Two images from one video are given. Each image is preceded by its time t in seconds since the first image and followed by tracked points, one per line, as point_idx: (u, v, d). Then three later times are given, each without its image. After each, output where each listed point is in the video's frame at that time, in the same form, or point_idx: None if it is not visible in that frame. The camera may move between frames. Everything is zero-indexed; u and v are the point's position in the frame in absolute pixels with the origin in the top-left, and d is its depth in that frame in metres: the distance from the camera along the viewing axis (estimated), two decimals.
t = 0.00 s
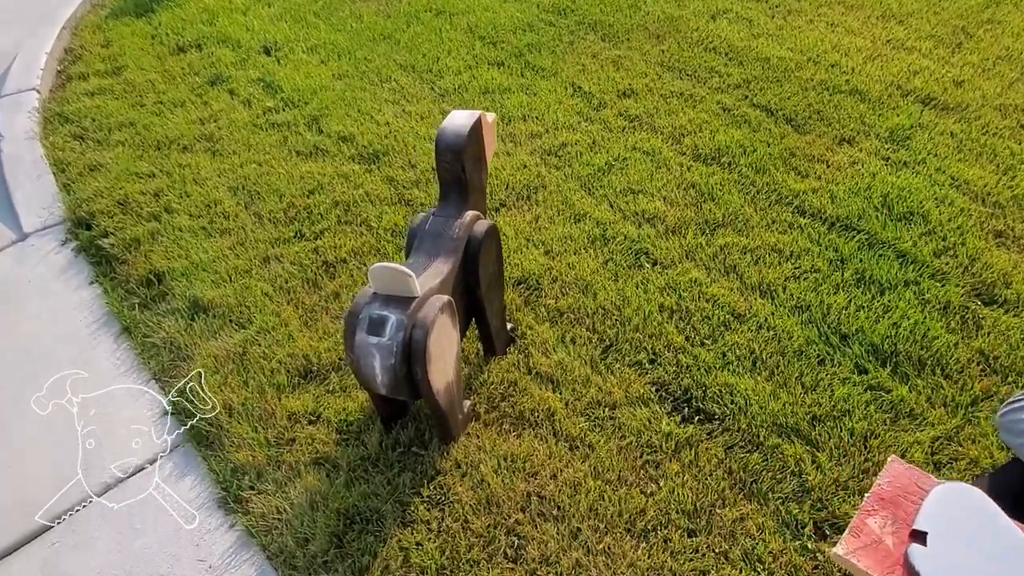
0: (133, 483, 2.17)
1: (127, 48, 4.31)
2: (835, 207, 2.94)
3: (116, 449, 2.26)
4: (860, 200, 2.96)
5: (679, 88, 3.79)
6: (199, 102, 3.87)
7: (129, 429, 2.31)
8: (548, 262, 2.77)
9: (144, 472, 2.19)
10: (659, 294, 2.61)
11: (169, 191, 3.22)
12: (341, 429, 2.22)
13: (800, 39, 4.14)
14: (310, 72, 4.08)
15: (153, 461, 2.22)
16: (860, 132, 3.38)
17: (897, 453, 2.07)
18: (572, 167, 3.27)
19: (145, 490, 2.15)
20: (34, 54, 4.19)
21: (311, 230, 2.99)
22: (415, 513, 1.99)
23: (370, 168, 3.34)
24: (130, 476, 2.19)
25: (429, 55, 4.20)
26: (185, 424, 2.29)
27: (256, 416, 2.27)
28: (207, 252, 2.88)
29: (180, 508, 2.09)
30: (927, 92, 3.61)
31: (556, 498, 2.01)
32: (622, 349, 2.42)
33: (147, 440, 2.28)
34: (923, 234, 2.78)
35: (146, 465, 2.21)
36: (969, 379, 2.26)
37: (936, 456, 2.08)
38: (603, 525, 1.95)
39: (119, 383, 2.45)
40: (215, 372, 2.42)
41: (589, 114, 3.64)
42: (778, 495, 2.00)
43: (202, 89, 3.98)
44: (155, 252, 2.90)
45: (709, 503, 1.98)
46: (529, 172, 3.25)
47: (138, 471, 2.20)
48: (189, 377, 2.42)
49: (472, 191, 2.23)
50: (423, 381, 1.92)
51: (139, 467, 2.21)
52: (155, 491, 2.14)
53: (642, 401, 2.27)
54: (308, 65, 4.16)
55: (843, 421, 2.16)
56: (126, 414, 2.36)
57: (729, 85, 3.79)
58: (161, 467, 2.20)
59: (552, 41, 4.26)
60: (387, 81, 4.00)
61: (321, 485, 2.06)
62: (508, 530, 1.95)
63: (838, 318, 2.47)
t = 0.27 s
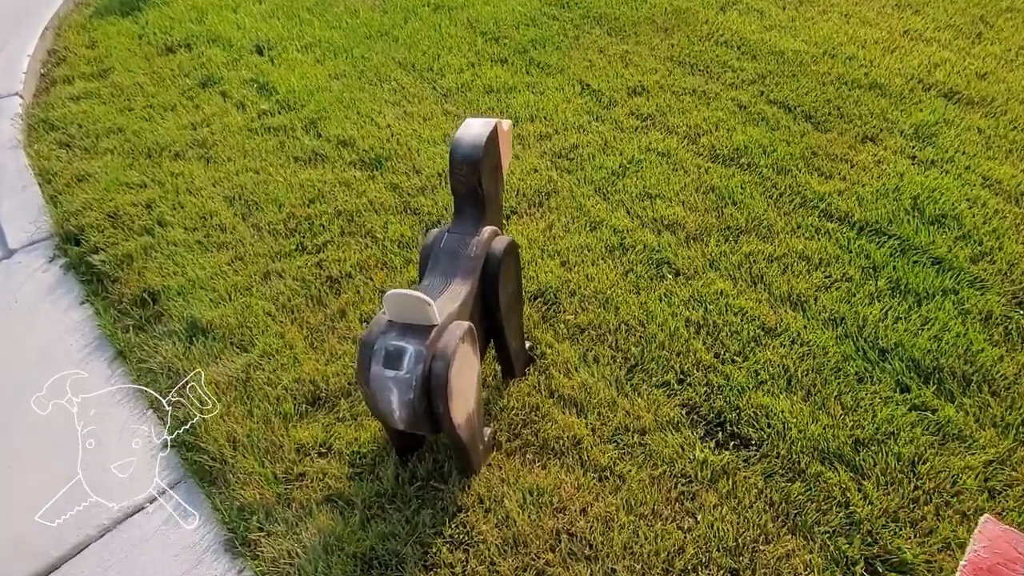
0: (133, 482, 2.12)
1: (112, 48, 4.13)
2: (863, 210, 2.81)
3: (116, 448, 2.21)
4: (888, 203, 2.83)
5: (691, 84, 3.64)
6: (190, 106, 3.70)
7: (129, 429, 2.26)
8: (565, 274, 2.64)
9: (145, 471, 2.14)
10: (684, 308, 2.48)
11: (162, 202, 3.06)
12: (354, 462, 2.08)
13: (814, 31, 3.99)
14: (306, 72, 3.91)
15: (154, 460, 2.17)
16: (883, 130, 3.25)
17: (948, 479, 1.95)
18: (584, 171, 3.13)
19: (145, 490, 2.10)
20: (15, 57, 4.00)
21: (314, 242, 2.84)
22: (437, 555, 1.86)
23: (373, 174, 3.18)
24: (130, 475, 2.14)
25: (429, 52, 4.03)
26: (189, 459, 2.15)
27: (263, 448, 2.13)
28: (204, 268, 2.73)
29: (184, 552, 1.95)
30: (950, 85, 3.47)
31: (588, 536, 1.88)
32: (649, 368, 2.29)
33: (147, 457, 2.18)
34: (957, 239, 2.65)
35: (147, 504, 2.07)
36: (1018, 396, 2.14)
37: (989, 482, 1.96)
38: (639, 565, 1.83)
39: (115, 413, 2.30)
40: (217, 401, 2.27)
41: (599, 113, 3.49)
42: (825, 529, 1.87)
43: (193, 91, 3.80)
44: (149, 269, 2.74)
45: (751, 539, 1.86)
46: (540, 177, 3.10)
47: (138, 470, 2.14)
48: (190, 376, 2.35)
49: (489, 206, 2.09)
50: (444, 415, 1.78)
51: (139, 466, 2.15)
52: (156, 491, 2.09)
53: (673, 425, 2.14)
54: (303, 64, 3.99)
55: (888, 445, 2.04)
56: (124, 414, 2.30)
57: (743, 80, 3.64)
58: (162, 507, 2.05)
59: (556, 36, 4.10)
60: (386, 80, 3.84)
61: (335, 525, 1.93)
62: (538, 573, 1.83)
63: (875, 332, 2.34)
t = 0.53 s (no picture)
0: (124, 524, 1.96)
1: (88, 49, 3.92)
2: (886, 212, 2.68)
3: (109, 455, 2.12)
4: (912, 203, 2.71)
5: (698, 79, 3.50)
6: (172, 109, 3.51)
7: (118, 462, 2.10)
8: (578, 286, 2.49)
9: (136, 511, 1.99)
10: (705, 320, 2.35)
11: (146, 214, 2.89)
12: (363, 499, 1.94)
13: (822, 21, 3.85)
14: (293, 72, 3.72)
15: (145, 498, 2.01)
16: (900, 125, 3.12)
17: (998, 505, 1.83)
18: (592, 173, 2.98)
19: (141, 507, 1.99)
20: None
21: (309, 255, 2.68)
22: None
23: (369, 180, 3.02)
24: (121, 514, 1.98)
25: (422, 48, 3.86)
26: (185, 499, 1.99)
27: (263, 485, 1.98)
28: (193, 286, 2.57)
29: None
30: (966, 77, 3.35)
31: None
32: (672, 388, 2.16)
33: (138, 496, 2.02)
34: (986, 241, 2.54)
35: (138, 551, 1.91)
36: None
37: None
38: None
39: (101, 448, 2.14)
40: (212, 433, 2.12)
41: (604, 111, 3.34)
42: (871, 563, 1.75)
43: (175, 94, 3.61)
44: (134, 288, 2.57)
45: None
46: (546, 180, 2.95)
47: (129, 510, 1.99)
48: (189, 376, 2.27)
49: (502, 220, 1.94)
50: (463, 454, 1.64)
51: (131, 504, 2.00)
52: (152, 509, 1.99)
53: (702, 450, 2.01)
54: (290, 63, 3.81)
55: (932, 468, 1.92)
56: (115, 420, 2.20)
57: (751, 74, 3.50)
58: (156, 553, 1.89)
59: (554, 30, 3.93)
60: (379, 79, 3.66)
61: (345, 571, 1.79)
62: None
63: (908, 344, 2.22)
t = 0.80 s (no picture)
0: (100, 562, 1.79)
1: (42, 45, 3.68)
2: (892, 198, 2.59)
3: (82, 485, 1.94)
4: (918, 188, 2.62)
5: (688, 64, 3.38)
6: (135, 106, 3.30)
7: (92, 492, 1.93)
8: (578, 285, 2.36)
9: (113, 547, 1.82)
10: (714, 317, 2.23)
11: (112, 220, 2.69)
12: (362, 525, 1.79)
13: (810, 2, 3.75)
14: (263, 64, 3.53)
15: (123, 533, 1.84)
16: (899, 108, 3.03)
17: None
18: (585, 164, 2.85)
19: (118, 543, 1.82)
20: None
21: (290, 259, 2.51)
22: None
23: (350, 177, 2.85)
24: (98, 551, 1.81)
25: (399, 37, 3.69)
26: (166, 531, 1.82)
27: (253, 513, 1.82)
28: (167, 296, 2.39)
29: None
30: (961, 57, 3.27)
31: None
32: (685, 391, 2.04)
33: (115, 530, 1.85)
34: (996, 226, 2.46)
35: None
36: None
37: None
38: None
39: (72, 478, 1.96)
40: (193, 457, 1.95)
41: (593, 99, 3.20)
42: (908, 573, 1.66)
43: (137, 90, 3.40)
44: (101, 300, 2.38)
45: None
46: (537, 173, 2.81)
47: (106, 546, 1.82)
48: (189, 378, 2.15)
49: (504, 219, 1.80)
50: (475, 475, 1.51)
51: (108, 539, 1.83)
52: (130, 545, 1.82)
53: (721, 457, 1.89)
54: (260, 55, 3.61)
55: (963, 468, 1.83)
56: (83, 442, 2.04)
57: (742, 58, 3.39)
58: None
59: (536, 16, 3.78)
60: (355, 70, 3.48)
61: None
62: None
63: (927, 336, 2.13)
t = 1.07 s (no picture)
0: None
1: None
2: (891, 168, 2.49)
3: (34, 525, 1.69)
4: (915, 156, 2.53)
5: (664, 39, 3.23)
6: (72, 102, 3.01)
7: (47, 533, 1.67)
8: (575, 273, 2.20)
9: None
10: (723, 300, 2.10)
11: (53, 226, 2.42)
12: (363, 551, 1.60)
13: None
14: (211, 52, 3.27)
15: None
16: (884, 76, 2.94)
17: None
18: (568, 144, 2.68)
19: None
20: None
21: (257, 260, 2.29)
22: None
23: (317, 168, 2.63)
24: None
25: (356, 19, 3.46)
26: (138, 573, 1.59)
27: (237, 546, 1.61)
28: (122, 308, 2.15)
29: None
30: (939, 22, 3.21)
31: None
32: (702, 381, 1.90)
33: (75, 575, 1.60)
34: (999, 192, 2.38)
35: None
36: None
37: None
38: None
39: (21, 519, 1.70)
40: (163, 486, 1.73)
41: (569, 76, 3.03)
42: (961, 564, 1.54)
43: (73, 85, 3.11)
44: (46, 315, 2.13)
45: None
46: (519, 156, 2.63)
47: None
48: (190, 378, 1.96)
49: (505, 203, 1.62)
50: (496, 492, 1.34)
51: None
52: None
53: (748, 450, 1.76)
54: (207, 43, 3.34)
55: (1001, 447, 1.73)
56: (32, 473, 1.79)
57: (719, 31, 3.26)
58: None
59: None
60: (312, 55, 3.25)
61: None
62: None
63: (946, 309, 2.03)
